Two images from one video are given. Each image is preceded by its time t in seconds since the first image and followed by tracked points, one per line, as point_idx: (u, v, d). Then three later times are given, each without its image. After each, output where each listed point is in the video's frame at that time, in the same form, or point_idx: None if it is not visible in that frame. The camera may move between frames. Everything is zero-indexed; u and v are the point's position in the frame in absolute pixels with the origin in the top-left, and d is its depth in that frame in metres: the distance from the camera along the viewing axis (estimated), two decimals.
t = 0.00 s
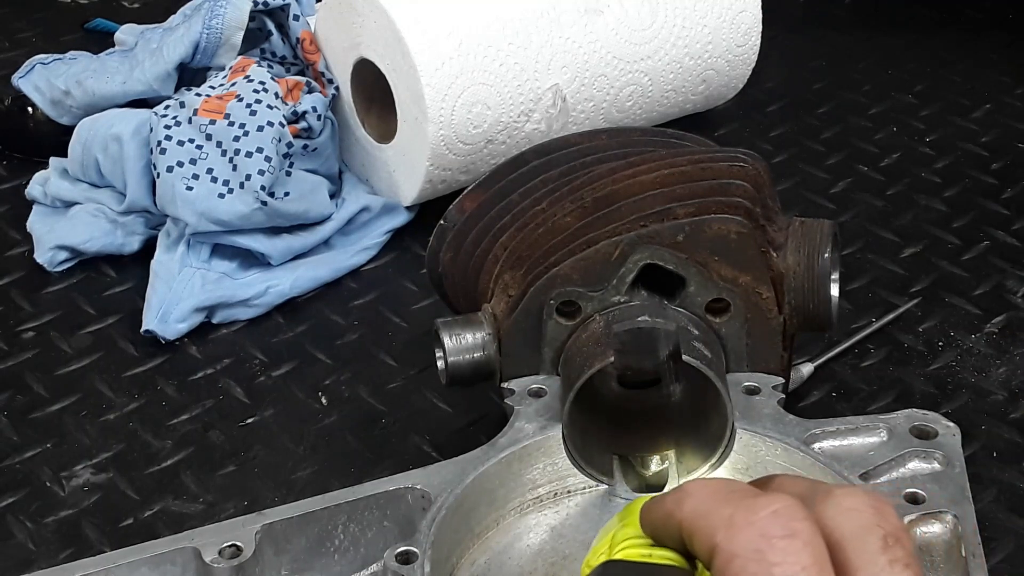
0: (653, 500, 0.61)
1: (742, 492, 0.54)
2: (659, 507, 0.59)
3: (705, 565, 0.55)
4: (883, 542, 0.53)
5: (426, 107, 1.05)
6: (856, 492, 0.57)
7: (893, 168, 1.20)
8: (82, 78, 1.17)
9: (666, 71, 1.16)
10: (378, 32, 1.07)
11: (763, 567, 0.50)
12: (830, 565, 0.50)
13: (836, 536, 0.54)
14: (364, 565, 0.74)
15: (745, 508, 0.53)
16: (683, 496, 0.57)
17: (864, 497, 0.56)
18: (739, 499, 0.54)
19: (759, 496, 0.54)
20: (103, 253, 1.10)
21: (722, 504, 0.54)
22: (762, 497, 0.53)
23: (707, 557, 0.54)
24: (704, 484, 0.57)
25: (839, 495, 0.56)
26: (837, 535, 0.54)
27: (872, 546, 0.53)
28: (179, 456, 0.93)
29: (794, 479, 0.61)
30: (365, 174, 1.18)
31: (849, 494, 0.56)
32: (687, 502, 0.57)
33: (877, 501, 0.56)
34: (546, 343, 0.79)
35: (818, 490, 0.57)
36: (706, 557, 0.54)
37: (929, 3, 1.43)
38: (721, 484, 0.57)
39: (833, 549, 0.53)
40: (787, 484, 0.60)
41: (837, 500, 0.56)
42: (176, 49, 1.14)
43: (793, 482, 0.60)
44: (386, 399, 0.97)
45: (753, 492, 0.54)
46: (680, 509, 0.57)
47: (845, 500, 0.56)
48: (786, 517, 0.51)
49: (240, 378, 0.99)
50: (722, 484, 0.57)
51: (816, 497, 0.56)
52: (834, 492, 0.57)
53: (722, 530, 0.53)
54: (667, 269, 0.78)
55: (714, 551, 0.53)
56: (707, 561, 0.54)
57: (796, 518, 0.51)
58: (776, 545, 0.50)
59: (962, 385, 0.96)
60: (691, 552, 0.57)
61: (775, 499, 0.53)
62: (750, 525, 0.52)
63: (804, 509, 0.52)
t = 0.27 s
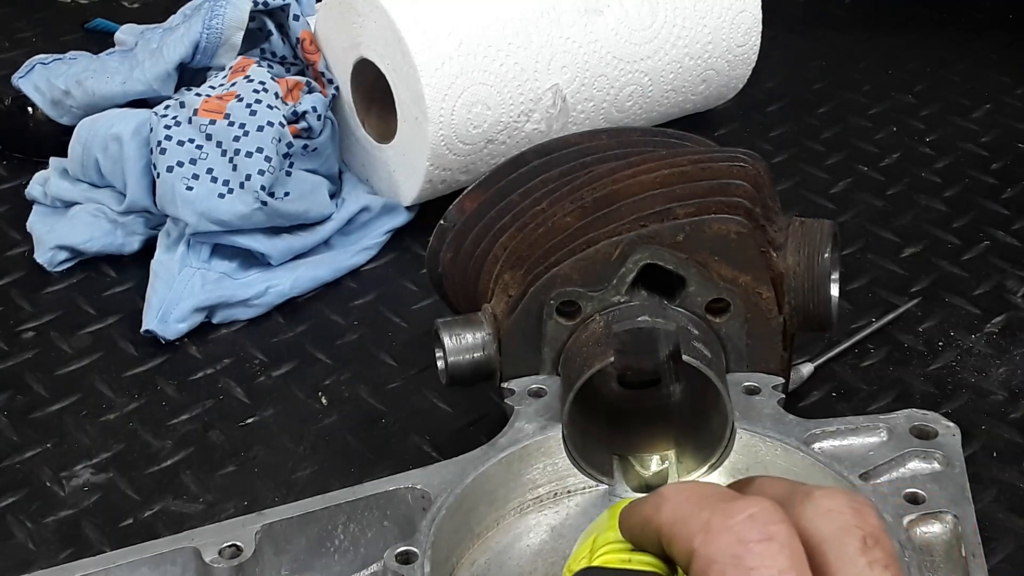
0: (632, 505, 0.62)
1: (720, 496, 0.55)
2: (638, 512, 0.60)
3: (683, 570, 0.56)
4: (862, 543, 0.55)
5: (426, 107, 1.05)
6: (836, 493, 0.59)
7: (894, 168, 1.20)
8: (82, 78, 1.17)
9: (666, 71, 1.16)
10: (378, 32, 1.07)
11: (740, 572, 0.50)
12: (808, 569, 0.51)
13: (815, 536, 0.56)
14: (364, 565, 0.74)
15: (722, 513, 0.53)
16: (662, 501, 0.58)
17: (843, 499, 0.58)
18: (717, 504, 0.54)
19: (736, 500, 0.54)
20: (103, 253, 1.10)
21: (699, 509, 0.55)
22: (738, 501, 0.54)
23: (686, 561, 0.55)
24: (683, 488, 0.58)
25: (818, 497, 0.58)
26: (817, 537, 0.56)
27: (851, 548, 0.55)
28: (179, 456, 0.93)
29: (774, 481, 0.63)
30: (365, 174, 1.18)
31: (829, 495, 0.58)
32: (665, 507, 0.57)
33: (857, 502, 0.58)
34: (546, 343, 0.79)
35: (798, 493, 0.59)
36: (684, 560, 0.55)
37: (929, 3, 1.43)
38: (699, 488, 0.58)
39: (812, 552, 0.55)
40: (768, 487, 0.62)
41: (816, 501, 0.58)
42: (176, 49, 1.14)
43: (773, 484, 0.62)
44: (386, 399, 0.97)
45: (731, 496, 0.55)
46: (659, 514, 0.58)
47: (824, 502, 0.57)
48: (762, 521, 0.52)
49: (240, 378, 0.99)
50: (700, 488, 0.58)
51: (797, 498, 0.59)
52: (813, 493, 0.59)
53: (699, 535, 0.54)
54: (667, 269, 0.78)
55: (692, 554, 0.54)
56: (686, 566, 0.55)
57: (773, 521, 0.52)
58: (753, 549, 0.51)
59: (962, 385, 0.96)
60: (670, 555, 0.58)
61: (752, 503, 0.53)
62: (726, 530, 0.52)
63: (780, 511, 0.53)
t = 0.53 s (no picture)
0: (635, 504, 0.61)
1: (726, 496, 0.55)
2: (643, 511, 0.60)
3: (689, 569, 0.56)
4: (869, 543, 0.55)
5: (426, 107, 1.05)
6: (842, 491, 0.59)
7: (893, 168, 1.20)
8: (82, 78, 1.17)
9: (666, 71, 1.16)
10: (378, 32, 1.07)
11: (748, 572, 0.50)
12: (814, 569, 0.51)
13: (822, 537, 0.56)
14: (364, 565, 0.74)
15: (728, 512, 0.53)
16: (667, 500, 0.58)
17: (850, 498, 0.58)
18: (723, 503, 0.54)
19: (742, 499, 0.54)
20: (103, 253, 1.10)
21: (705, 509, 0.55)
22: (745, 501, 0.54)
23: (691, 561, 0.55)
24: (689, 488, 0.58)
25: (825, 496, 0.58)
26: (825, 537, 0.56)
27: (859, 548, 0.55)
28: (179, 456, 0.93)
29: (780, 479, 0.63)
30: (365, 174, 1.18)
31: (836, 494, 0.58)
32: (671, 506, 0.57)
33: (863, 501, 0.58)
34: (546, 343, 0.79)
35: (804, 492, 0.59)
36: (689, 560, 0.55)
37: (929, 3, 1.43)
38: (705, 487, 0.58)
39: (820, 552, 0.55)
40: (772, 486, 0.62)
41: (823, 501, 0.58)
42: (175, 49, 1.14)
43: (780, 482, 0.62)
44: (386, 399, 0.97)
45: (736, 496, 0.55)
46: (664, 514, 0.57)
47: (830, 501, 0.57)
48: (769, 521, 0.52)
49: (240, 378, 0.99)
50: (706, 488, 0.58)
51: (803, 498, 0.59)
52: (820, 492, 0.59)
53: (705, 535, 0.54)
54: (667, 269, 0.78)
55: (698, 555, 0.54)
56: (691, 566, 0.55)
57: (779, 521, 0.52)
58: (759, 549, 0.51)
59: (962, 385, 0.96)
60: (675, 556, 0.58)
61: (758, 503, 0.53)
62: (733, 530, 0.52)
63: (786, 511, 0.53)
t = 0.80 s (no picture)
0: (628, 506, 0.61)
1: (719, 498, 0.55)
2: (636, 514, 0.60)
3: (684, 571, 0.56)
4: (863, 545, 0.55)
5: (426, 107, 1.05)
6: (835, 493, 0.59)
7: (894, 168, 1.20)
8: (82, 78, 1.17)
9: (666, 71, 1.16)
10: (378, 32, 1.07)
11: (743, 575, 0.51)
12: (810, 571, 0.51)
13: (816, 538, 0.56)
14: (364, 565, 0.74)
15: (722, 514, 0.53)
16: (660, 502, 0.58)
17: (843, 499, 0.58)
18: (716, 505, 0.54)
19: (735, 501, 0.54)
20: (103, 253, 1.10)
21: (699, 511, 0.55)
22: (738, 503, 0.54)
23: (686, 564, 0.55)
24: (680, 490, 0.58)
25: (818, 497, 0.58)
26: (819, 539, 0.56)
27: (853, 549, 0.55)
28: (179, 456, 0.93)
29: (774, 481, 0.63)
30: (365, 174, 1.18)
31: (829, 496, 0.58)
32: (664, 509, 0.57)
33: (857, 502, 0.58)
34: (546, 343, 0.79)
35: (797, 494, 0.59)
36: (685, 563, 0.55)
37: (929, 3, 1.43)
38: (698, 489, 0.57)
39: (815, 554, 0.55)
40: (765, 488, 0.62)
41: (816, 502, 0.58)
42: (176, 49, 1.14)
43: (773, 485, 0.62)
44: (386, 399, 0.97)
45: (729, 497, 0.55)
46: (658, 516, 0.57)
47: (824, 503, 0.57)
48: (763, 523, 0.52)
49: (240, 378, 0.99)
50: (699, 490, 0.57)
51: (797, 501, 0.58)
52: (813, 494, 0.59)
53: (699, 538, 0.54)
54: (667, 269, 0.78)
55: (693, 557, 0.54)
56: (687, 569, 0.55)
57: (773, 523, 0.52)
58: (754, 552, 0.51)
59: (962, 385, 0.96)
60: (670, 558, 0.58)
61: (752, 504, 0.53)
62: (727, 532, 0.52)
63: (780, 512, 0.53)
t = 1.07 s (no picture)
0: (636, 504, 0.61)
1: (727, 495, 0.55)
2: (644, 512, 0.60)
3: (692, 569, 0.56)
4: (867, 544, 0.55)
5: (426, 107, 1.05)
6: (839, 492, 0.59)
7: (894, 168, 1.20)
8: (82, 78, 1.17)
9: (666, 71, 1.16)
10: (379, 32, 1.07)
11: (752, 570, 0.50)
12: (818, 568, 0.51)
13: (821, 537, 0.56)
14: (364, 565, 0.74)
15: (730, 511, 0.53)
16: (668, 500, 0.58)
17: (846, 498, 0.58)
18: (724, 502, 0.54)
19: (743, 498, 0.54)
20: (103, 253, 1.10)
21: (707, 509, 0.55)
22: (746, 500, 0.54)
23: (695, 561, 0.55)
24: (688, 487, 0.58)
25: (821, 497, 0.58)
26: (824, 538, 0.56)
27: (856, 547, 0.55)
28: (179, 456, 0.92)
29: (776, 480, 0.63)
30: (365, 174, 1.18)
31: (833, 496, 0.58)
32: (672, 506, 0.57)
33: (859, 501, 0.58)
34: (546, 343, 0.79)
35: (801, 492, 0.59)
36: (693, 560, 0.55)
37: (929, 3, 1.43)
38: (705, 487, 0.57)
39: (820, 553, 0.55)
40: (768, 487, 0.62)
41: (820, 501, 0.58)
42: (175, 49, 1.14)
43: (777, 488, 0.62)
44: (386, 399, 0.97)
45: (736, 494, 0.55)
46: (665, 513, 0.57)
47: (827, 502, 0.58)
48: (772, 520, 0.52)
49: (240, 378, 0.99)
50: (706, 488, 0.57)
51: (802, 498, 0.58)
52: (817, 493, 0.59)
53: (708, 534, 0.54)
54: (667, 269, 0.78)
55: (701, 554, 0.54)
56: (695, 564, 0.55)
57: (782, 520, 0.52)
58: (763, 548, 0.51)
59: (962, 385, 0.96)
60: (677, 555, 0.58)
61: (760, 501, 0.53)
62: (736, 529, 0.52)
63: (788, 509, 0.53)
